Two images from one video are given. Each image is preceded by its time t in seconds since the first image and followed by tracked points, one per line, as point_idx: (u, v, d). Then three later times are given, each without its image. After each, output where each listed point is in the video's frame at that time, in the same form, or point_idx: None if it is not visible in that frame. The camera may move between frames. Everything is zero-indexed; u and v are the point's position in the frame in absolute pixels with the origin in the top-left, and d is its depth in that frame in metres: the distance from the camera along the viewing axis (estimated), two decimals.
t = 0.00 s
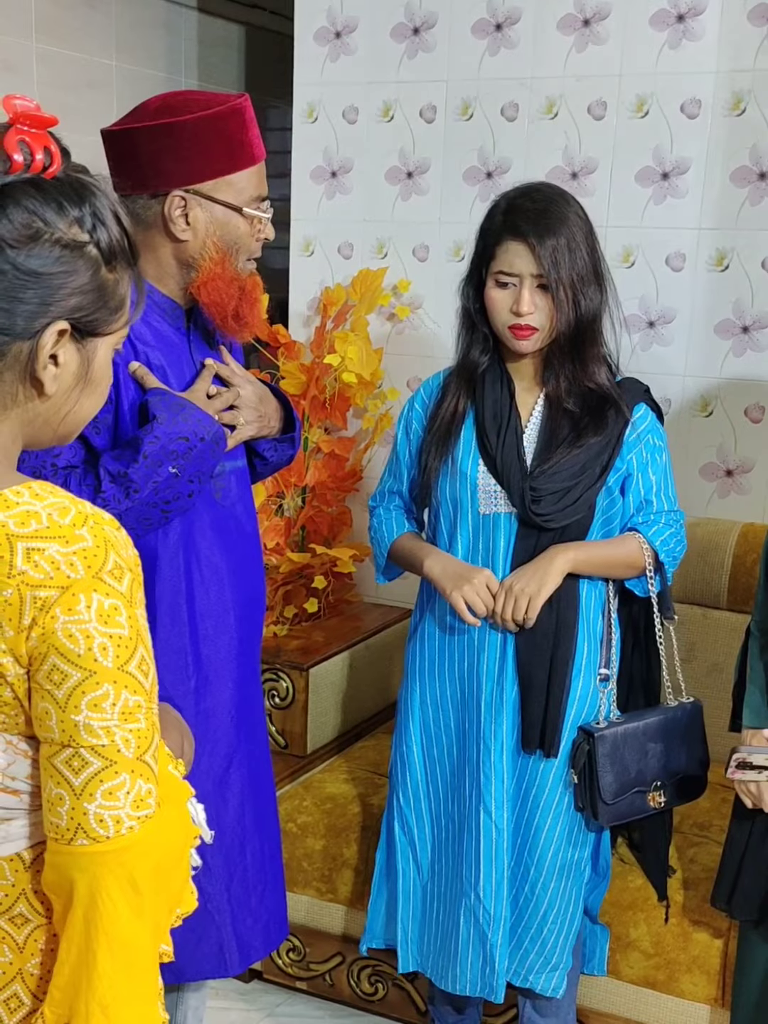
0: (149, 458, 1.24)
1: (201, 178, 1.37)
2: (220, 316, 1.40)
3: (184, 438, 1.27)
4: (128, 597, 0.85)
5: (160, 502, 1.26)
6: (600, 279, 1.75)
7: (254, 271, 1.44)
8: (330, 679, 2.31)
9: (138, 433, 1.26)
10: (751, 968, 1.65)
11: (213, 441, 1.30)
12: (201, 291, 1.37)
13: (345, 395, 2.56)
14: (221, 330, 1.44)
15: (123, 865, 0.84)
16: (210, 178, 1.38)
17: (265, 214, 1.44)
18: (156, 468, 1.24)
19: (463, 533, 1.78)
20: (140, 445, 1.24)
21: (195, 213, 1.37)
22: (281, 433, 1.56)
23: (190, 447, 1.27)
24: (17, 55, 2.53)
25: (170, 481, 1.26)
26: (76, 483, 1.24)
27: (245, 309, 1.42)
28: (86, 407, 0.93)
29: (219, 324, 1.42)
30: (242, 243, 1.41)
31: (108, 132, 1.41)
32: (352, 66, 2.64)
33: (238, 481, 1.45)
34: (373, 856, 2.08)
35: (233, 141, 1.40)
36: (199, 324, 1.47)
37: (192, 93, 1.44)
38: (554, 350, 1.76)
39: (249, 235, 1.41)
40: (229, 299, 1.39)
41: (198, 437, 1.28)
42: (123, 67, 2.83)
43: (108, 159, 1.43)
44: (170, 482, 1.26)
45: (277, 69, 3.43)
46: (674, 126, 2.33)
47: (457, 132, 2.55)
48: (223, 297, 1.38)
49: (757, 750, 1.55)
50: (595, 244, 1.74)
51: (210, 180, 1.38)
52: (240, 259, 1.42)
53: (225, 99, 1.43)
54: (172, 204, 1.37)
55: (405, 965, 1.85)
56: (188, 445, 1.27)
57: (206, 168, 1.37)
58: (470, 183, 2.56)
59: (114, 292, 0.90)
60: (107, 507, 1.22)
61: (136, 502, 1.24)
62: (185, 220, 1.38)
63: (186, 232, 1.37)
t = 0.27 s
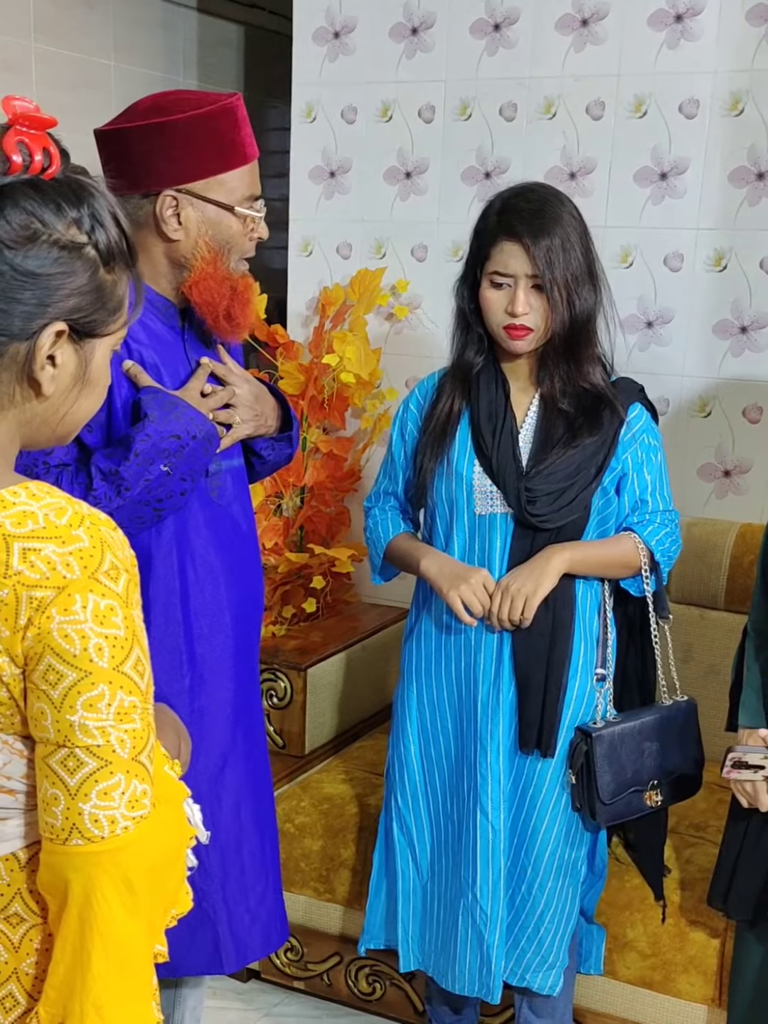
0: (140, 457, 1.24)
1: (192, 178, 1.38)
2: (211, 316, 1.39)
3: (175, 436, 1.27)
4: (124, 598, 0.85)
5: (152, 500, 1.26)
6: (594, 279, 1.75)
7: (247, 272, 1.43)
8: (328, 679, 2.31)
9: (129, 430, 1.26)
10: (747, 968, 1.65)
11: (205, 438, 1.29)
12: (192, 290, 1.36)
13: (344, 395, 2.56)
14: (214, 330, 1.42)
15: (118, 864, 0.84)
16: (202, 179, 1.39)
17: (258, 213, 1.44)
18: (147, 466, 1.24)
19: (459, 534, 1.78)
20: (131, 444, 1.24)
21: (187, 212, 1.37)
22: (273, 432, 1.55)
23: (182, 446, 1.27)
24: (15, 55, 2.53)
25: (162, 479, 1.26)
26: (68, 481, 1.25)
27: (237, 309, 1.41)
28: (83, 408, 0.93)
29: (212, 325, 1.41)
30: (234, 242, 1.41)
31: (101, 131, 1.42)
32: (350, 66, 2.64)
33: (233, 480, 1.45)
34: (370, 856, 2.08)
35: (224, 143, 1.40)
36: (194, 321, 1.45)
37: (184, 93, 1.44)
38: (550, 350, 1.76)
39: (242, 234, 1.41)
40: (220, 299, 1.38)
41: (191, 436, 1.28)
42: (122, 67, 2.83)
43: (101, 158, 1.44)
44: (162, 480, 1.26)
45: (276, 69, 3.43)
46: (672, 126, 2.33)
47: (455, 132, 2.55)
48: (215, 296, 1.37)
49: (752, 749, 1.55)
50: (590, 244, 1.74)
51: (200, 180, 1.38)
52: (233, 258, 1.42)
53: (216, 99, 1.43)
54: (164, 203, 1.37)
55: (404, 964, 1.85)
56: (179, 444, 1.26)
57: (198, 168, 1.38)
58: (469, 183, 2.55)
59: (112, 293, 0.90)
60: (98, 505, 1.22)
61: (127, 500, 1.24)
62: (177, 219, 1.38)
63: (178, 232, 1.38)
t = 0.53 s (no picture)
0: (134, 452, 1.24)
1: (185, 175, 1.38)
2: (203, 315, 1.39)
3: (170, 431, 1.26)
4: (117, 597, 0.85)
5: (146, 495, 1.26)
6: (590, 279, 1.74)
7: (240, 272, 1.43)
8: (326, 679, 2.31)
9: (124, 425, 1.26)
10: (745, 968, 1.65)
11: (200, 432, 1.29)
12: (185, 288, 1.36)
13: (343, 395, 2.55)
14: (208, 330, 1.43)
15: (110, 864, 0.84)
16: (194, 176, 1.38)
17: (252, 210, 1.43)
18: (141, 462, 1.24)
19: (456, 534, 1.78)
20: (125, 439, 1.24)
21: (180, 209, 1.37)
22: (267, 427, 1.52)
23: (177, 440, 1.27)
24: (15, 54, 2.53)
25: (156, 474, 1.26)
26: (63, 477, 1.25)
27: (229, 309, 1.41)
28: (80, 407, 0.92)
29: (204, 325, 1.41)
30: (228, 240, 1.40)
31: (96, 130, 1.42)
32: (349, 65, 2.64)
33: (232, 478, 1.44)
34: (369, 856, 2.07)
35: (217, 141, 1.40)
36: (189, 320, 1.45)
37: (178, 90, 1.44)
38: (546, 350, 1.76)
39: (236, 231, 1.41)
40: (213, 297, 1.38)
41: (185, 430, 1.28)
42: (121, 66, 2.83)
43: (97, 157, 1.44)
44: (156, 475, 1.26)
45: (275, 69, 3.43)
46: (671, 126, 2.33)
47: (454, 132, 2.55)
48: (207, 294, 1.37)
49: (749, 749, 1.55)
50: (585, 244, 1.74)
51: (193, 177, 1.38)
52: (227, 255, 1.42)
53: (210, 95, 1.43)
54: (156, 201, 1.37)
55: (402, 965, 1.85)
56: (174, 439, 1.26)
57: (189, 167, 1.38)
58: (468, 182, 2.55)
59: (108, 292, 0.90)
60: (91, 501, 1.22)
61: (121, 495, 1.24)
62: (170, 216, 1.38)
63: (172, 229, 1.38)
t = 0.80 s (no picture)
0: (131, 449, 1.24)
1: (182, 172, 1.37)
2: (197, 313, 1.38)
3: (168, 427, 1.26)
4: (117, 595, 0.85)
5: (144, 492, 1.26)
6: (587, 277, 1.74)
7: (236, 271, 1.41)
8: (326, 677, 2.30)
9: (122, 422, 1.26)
10: (745, 967, 1.65)
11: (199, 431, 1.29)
12: (181, 284, 1.36)
13: (342, 394, 2.55)
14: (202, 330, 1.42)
15: (109, 862, 0.84)
16: (191, 174, 1.38)
17: (249, 208, 1.43)
18: (139, 457, 1.24)
19: (454, 532, 1.77)
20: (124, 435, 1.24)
21: (178, 207, 1.37)
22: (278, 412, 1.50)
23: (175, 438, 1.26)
24: (14, 53, 2.52)
25: (155, 471, 1.25)
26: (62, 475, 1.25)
27: (224, 310, 1.39)
28: (81, 404, 0.92)
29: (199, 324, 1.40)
30: (224, 238, 1.40)
31: (95, 126, 1.42)
32: (348, 64, 2.64)
33: (234, 474, 1.44)
34: (369, 855, 2.07)
35: (215, 140, 1.39)
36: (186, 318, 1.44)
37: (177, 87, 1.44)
38: (543, 349, 1.76)
39: (234, 230, 1.41)
40: (207, 296, 1.37)
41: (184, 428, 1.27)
42: (120, 65, 2.82)
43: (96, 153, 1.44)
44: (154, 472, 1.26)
45: (275, 67, 3.43)
46: (670, 124, 2.33)
47: (454, 130, 2.54)
48: (202, 292, 1.36)
49: (749, 748, 1.54)
50: (582, 242, 1.74)
51: (190, 175, 1.38)
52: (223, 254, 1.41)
53: (208, 94, 1.43)
54: (153, 199, 1.37)
55: (401, 963, 1.85)
56: (172, 436, 1.26)
57: (185, 165, 1.37)
58: (467, 180, 2.55)
59: (108, 289, 0.90)
60: (89, 496, 1.22)
61: (119, 491, 1.24)
62: (168, 214, 1.37)
63: (169, 226, 1.37)
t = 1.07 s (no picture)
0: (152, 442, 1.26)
1: (173, 170, 1.35)
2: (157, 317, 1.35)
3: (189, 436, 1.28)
4: (119, 594, 0.85)
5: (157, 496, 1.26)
6: (584, 275, 1.74)
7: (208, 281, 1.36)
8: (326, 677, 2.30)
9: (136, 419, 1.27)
10: (746, 966, 1.65)
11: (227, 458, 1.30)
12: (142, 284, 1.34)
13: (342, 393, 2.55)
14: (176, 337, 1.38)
15: (112, 861, 0.84)
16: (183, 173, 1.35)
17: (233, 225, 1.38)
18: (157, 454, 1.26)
19: (453, 530, 1.77)
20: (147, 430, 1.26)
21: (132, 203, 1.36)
22: (328, 406, 1.45)
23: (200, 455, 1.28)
24: (13, 53, 2.52)
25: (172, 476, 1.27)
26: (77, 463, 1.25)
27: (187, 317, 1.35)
28: (82, 403, 0.92)
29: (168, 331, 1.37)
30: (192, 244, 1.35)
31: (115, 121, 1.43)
32: (348, 63, 2.63)
33: (229, 475, 1.42)
34: (369, 854, 2.07)
35: (221, 146, 1.38)
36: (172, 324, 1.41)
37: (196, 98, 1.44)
38: (541, 346, 1.75)
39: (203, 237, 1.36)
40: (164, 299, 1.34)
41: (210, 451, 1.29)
42: (119, 64, 2.82)
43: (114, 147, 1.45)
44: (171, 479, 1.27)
45: (273, 66, 3.42)
46: (670, 121, 2.33)
47: (453, 128, 2.54)
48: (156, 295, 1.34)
49: (749, 746, 1.54)
50: (580, 241, 1.74)
51: (181, 174, 1.35)
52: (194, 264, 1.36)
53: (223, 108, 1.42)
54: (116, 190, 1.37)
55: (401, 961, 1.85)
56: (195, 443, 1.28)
57: (180, 165, 1.35)
58: (466, 179, 2.55)
59: (110, 288, 0.89)
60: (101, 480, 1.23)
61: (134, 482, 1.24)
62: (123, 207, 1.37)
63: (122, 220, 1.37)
